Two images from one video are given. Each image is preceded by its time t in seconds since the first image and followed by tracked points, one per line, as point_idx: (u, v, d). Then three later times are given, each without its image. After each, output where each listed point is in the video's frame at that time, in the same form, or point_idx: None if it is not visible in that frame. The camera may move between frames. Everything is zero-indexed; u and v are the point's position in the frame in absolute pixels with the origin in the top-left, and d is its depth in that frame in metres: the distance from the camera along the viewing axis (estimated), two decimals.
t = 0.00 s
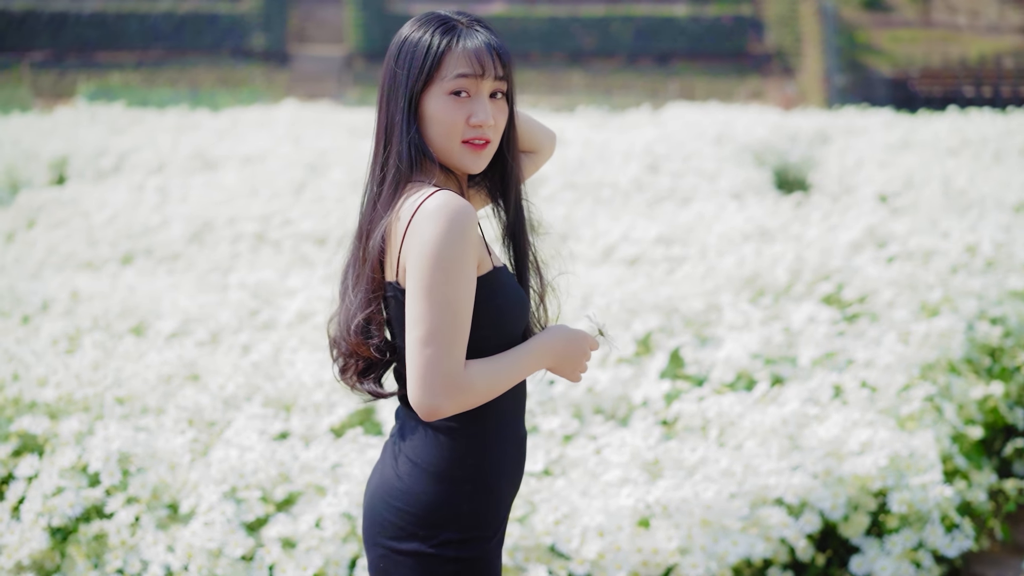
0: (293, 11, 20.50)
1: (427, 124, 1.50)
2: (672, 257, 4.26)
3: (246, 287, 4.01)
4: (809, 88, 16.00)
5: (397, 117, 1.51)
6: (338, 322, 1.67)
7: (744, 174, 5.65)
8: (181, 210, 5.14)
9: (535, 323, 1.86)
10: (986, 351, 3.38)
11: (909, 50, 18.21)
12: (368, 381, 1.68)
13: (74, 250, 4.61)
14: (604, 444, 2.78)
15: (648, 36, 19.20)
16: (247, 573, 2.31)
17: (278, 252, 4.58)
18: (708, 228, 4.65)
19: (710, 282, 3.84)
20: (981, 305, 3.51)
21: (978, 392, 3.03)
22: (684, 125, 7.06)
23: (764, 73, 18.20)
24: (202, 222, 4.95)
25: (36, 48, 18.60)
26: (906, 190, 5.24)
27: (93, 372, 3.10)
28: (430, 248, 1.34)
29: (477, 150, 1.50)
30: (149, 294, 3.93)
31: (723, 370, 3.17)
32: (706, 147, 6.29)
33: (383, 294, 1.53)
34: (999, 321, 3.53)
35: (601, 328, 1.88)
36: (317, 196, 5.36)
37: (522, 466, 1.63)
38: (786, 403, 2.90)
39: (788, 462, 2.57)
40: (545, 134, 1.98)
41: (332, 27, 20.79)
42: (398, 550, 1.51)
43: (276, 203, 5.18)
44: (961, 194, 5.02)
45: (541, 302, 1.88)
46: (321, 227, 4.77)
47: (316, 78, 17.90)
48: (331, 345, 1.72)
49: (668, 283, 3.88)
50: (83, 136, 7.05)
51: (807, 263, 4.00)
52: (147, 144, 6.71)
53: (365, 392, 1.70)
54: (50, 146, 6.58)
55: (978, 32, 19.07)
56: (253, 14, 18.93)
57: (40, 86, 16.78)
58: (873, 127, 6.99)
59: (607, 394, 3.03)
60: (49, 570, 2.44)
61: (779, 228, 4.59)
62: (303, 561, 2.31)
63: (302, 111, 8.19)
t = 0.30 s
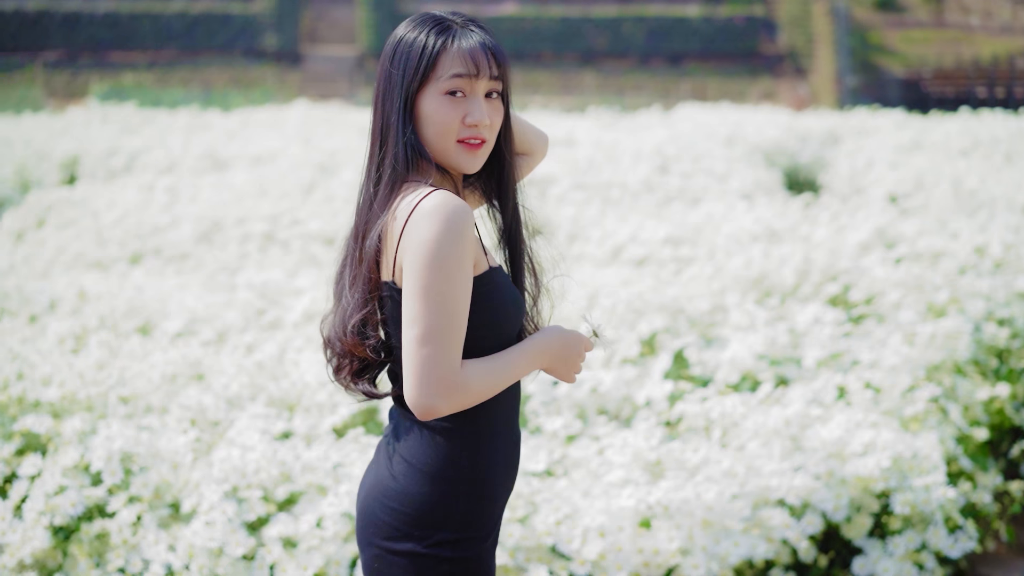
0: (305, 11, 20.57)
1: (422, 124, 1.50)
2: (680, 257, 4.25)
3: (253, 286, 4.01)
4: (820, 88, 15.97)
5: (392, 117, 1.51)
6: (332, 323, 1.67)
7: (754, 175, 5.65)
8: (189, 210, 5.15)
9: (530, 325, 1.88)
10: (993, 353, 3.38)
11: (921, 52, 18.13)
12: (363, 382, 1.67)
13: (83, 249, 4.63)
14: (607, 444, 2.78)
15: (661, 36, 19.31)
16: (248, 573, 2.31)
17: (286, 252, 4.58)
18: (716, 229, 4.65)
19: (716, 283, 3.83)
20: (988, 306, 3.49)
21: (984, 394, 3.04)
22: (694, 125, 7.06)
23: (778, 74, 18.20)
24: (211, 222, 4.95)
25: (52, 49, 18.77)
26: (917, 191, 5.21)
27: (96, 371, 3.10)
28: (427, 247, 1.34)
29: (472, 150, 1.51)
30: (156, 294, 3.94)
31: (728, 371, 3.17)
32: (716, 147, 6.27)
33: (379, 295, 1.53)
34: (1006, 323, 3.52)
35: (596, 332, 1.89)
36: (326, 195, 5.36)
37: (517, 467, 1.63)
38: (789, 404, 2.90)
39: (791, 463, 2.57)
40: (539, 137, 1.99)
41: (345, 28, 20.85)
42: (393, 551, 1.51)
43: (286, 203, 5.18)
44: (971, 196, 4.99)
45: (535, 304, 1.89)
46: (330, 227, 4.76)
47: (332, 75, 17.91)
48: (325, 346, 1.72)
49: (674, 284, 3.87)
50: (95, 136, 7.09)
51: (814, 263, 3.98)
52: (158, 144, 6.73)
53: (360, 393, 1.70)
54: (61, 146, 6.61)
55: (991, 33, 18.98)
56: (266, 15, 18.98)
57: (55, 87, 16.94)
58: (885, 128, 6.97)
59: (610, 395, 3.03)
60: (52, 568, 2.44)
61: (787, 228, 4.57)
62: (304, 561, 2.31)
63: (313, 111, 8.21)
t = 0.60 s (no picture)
0: (321, 11, 20.65)
1: (422, 123, 1.50)
2: (692, 258, 4.25)
3: (264, 286, 4.02)
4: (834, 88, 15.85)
5: (392, 116, 1.51)
6: (332, 322, 1.67)
7: (768, 175, 5.64)
8: (201, 210, 5.17)
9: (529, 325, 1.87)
10: (1005, 354, 3.35)
11: (938, 52, 17.95)
12: (362, 381, 1.67)
13: (96, 249, 4.64)
14: (614, 445, 2.78)
15: (677, 37, 19.32)
16: (253, 572, 2.32)
17: (298, 251, 4.58)
18: (728, 229, 4.63)
19: (727, 283, 3.82)
20: (1001, 306, 3.46)
21: (995, 395, 3.01)
22: (708, 125, 7.04)
23: (794, 74, 18.12)
24: (224, 222, 4.95)
25: (69, 50, 18.93)
26: (931, 191, 5.17)
27: (104, 370, 3.10)
28: (427, 245, 1.33)
29: (472, 150, 1.51)
30: (167, 293, 3.95)
31: (737, 372, 3.16)
32: (730, 147, 6.25)
33: (378, 294, 1.53)
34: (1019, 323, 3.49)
35: (595, 333, 1.88)
36: (338, 195, 5.36)
37: (514, 467, 1.63)
38: (798, 405, 2.88)
39: (798, 464, 2.55)
40: (537, 137, 1.99)
41: (362, 28, 20.93)
42: (390, 550, 1.51)
43: (298, 203, 5.19)
44: (985, 197, 4.95)
45: (534, 304, 1.88)
46: (341, 228, 4.76)
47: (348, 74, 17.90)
48: (325, 345, 1.72)
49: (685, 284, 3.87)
50: (111, 136, 7.15)
51: (826, 263, 3.96)
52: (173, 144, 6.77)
53: (360, 392, 1.70)
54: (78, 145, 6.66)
55: (1009, 33, 18.78)
56: (282, 15, 18.99)
57: (73, 88, 17.16)
58: (900, 129, 6.92)
59: (618, 395, 3.02)
60: (59, 567, 2.45)
61: (800, 228, 4.54)
62: (309, 560, 2.31)
63: (328, 111, 8.23)
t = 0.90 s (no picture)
0: (334, 11, 20.65)
1: (419, 122, 1.50)
2: (701, 258, 4.24)
3: (273, 286, 4.02)
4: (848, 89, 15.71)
5: (390, 115, 1.51)
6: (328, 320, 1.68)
7: (779, 175, 5.62)
8: (210, 209, 5.18)
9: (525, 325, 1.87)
10: (1014, 355, 3.33)
11: (952, 52, 17.77)
12: (358, 380, 1.68)
13: (106, 249, 4.66)
14: (618, 444, 2.78)
15: (690, 37, 19.25)
16: (257, 570, 2.32)
17: (308, 251, 4.58)
18: (738, 230, 4.62)
19: (735, 283, 3.82)
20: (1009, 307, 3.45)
21: (1002, 395, 3.00)
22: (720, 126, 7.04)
23: (806, 73, 18.01)
24: (234, 222, 4.96)
25: (84, 50, 19.00)
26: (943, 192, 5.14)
27: (109, 369, 3.10)
28: (425, 241, 1.33)
29: (469, 149, 1.51)
30: (175, 293, 3.96)
31: (744, 372, 3.16)
32: (741, 148, 6.24)
33: (375, 292, 1.53)
34: None
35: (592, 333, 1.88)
36: (348, 195, 5.37)
37: (510, 466, 1.64)
38: (803, 404, 2.87)
39: (802, 464, 2.54)
40: (533, 136, 1.99)
41: (375, 29, 20.95)
42: (386, 548, 1.51)
43: (307, 203, 5.19)
44: (996, 198, 4.92)
45: (530, 304, 1.89)
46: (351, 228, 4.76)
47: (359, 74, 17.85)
48: (321, 343, 1.73)
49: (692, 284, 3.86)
50: (123, 135, 7.18)
51: (834, 264, 3.95)
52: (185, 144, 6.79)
53: (356, 390, 1.71)
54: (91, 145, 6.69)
55: None
56: (295, 15, 18.94)
57: (87, 87, 17.22)
58: (913, 129, 6.88)
59: (624, 395, 3.02)
60: (64, 565, 2.45)
61: (809, 229, 4.52)
62: (312, 558, 2.31)
63: (341, 111, 8.25)
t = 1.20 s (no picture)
0: (348, 12, 20.69)
1: (420, 122, 1.50)
2: (713, 259, 4.24)
3: (285, 286, 4.03)
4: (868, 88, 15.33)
5: (391, 115, 1.51)
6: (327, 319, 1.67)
7: (792, 176, 5.60)
8: (223, 209, 5.19)
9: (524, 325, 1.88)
10: None
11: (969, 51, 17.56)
12: (357, 378, 1.68)
13: (119, 248, 4.68)
14: (625, 444, 2.78)
15: (705, 37, 19.20)
16: (263, 569, 2.33)
17: (320, 251, 4.58)
18: (750, 231, 4.61)
19: (745, 284, 3.81)
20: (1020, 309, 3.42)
21: (1012, 396, 2.98)
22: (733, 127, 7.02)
23: (821, 73, 17.89)
24: (246, 222, 4.97)
25: (99, 51, 19.09)
26: (957, 193, 5.11)
27: (118, 368, 3.11)
28: (426, 238, 1.33)
29: (469, 150, 1.51)
30: (186, 292, 3.97)
31: (753, 372, 3.15)
32: (754, 149, 6.22)
33: (374, 290, 1.53)
34: None
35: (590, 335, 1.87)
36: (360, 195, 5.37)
37: (510, 465, 1.63)
38: (812, 405, 2.86)
39: (809, 465, 2.53)
40: (530, 137, 2.00)
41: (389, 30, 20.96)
42: (385, 547, 1.51)
43: (319, 202, 5.20)
44: (1011, 199, 4.89)
45: (529, 304, 1.89)
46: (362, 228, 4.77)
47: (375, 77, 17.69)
48: (320, 341, 1.73)
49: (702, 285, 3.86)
50: (137, 135, 7.21)
51: (845, 264, 3.93)
52: (198, 144, 6.81)
53: (355, 388, 1.71)
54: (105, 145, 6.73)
55: None
56: (310, 15, 18.96)
57: (101, 87, 17.26)
58: (929, 130, 6.84)
59: (633, 395, 3.02)
60: (71, 563, 2.45)
61: (821, 230, 4.50)
62: (318, 558, 2.31)
63: (355, 112, 8.26)
